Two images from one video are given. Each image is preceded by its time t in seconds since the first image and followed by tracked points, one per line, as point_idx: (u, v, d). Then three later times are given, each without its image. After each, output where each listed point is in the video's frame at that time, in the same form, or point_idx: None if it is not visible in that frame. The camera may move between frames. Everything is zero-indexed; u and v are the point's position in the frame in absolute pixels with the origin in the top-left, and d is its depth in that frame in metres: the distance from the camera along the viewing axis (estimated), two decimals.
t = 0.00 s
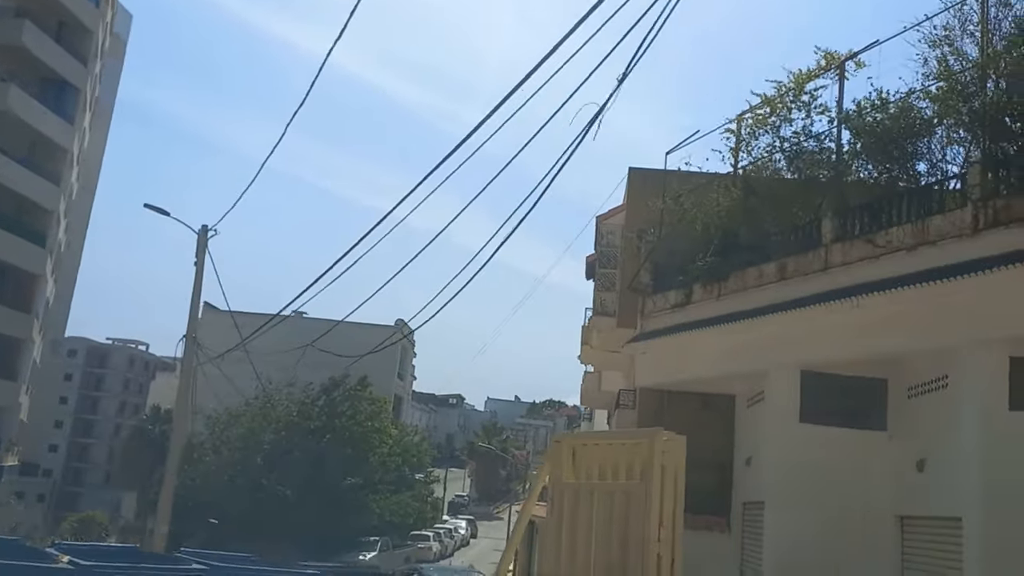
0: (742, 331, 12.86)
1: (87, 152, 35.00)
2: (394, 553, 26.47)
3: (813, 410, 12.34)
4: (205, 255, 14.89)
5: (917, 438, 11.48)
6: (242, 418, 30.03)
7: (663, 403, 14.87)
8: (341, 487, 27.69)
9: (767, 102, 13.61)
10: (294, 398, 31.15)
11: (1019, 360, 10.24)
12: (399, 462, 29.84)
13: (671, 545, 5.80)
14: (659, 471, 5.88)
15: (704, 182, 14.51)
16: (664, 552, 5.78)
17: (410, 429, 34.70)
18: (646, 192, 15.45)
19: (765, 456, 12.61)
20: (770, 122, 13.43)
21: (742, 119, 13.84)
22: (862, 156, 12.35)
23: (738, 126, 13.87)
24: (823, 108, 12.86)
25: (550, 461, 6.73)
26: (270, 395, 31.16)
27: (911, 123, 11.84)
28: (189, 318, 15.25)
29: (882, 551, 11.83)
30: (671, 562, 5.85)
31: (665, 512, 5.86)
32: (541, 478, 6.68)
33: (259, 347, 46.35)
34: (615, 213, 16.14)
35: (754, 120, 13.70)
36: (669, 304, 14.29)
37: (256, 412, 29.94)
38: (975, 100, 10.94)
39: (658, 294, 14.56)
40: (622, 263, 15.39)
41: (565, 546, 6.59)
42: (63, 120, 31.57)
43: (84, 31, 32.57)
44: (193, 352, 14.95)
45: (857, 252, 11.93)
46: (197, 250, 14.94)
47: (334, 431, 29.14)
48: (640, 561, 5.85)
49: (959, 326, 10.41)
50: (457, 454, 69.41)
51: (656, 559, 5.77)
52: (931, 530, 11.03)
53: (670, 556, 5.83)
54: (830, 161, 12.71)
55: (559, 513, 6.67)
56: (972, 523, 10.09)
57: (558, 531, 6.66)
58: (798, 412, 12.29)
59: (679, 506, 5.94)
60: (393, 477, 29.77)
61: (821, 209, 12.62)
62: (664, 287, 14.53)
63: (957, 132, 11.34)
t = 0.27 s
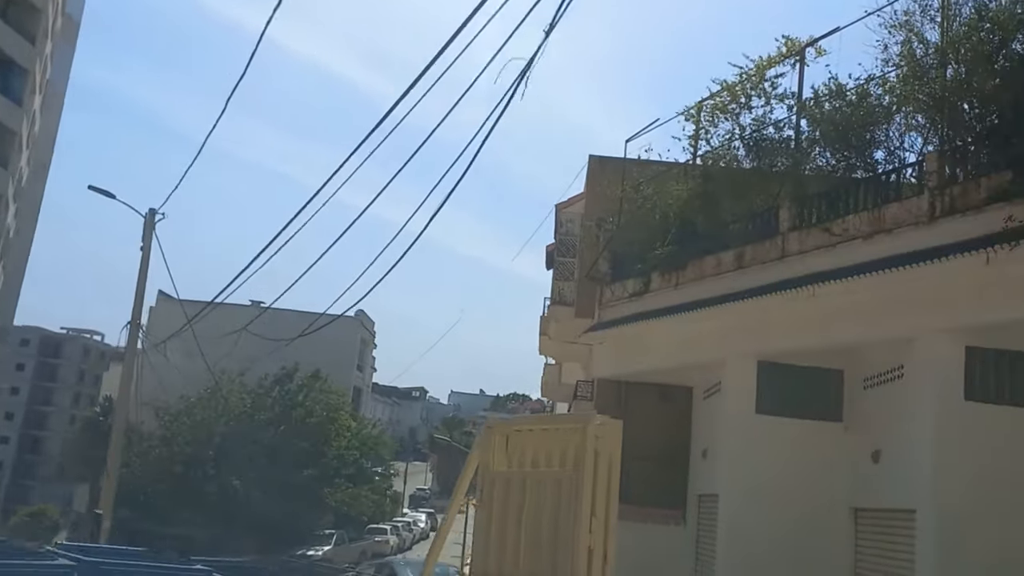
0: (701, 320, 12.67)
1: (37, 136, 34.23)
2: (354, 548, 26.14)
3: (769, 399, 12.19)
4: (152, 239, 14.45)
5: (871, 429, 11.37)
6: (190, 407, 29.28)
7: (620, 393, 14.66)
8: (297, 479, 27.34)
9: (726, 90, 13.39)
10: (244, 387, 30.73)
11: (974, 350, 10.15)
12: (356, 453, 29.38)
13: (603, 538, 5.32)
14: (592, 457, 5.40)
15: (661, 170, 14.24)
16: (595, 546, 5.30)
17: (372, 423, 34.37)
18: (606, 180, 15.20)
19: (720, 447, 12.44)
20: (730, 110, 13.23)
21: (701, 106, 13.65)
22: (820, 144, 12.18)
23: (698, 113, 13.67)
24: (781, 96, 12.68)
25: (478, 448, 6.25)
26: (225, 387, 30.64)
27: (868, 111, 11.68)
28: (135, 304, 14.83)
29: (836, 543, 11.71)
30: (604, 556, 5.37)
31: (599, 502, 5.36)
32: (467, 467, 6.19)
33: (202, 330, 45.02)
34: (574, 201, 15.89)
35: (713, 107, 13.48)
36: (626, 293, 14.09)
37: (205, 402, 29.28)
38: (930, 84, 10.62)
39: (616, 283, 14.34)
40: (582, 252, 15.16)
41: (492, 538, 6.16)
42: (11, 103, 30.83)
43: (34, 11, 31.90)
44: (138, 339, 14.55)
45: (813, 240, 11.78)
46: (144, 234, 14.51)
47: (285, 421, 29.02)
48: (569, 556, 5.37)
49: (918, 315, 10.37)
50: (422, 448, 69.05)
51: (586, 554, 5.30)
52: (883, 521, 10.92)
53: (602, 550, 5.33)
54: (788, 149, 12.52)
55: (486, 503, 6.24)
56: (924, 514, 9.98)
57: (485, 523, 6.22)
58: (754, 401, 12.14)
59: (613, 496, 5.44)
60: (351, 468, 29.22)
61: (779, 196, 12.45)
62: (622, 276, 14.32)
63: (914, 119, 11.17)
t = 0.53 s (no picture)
0: (655, 310, 12.46)
1: None
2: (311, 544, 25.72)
3: (722, 391, 12.02)
4: (92, 223, 13.98)
5: (824, 420, 11.21)
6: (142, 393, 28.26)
7: (575, 385, 14.37)
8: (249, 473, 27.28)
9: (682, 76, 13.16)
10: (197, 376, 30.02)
11: (926, 340, 10.00)
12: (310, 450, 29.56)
13: (524, 530, 5.26)
14: (512, 444, 5.35)
15: (616, 159, 13.98)
16: (517, 537, 5.25)
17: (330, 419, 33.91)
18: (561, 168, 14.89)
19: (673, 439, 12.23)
20: (687, 97, 13.05)
21: (658, 94, 13.41)
22: (776, 132, 12.07)
23: (654, 100, 13.46)
24: (738, 83, 12.52)
25: (404, 436, 6.14)
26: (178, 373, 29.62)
27: (825, 99, 11.52)
28: (73, 291, 14.30)
29: (788, 537, 11.55)
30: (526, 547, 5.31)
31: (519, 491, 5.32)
32: (390, 456, 6.07)
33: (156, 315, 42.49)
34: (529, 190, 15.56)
35: (670, 94, 13.25)
36: (581, 284, 13.87)
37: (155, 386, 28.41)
38: (886, 72, 10.46)
39: (571, 274, 14.10)
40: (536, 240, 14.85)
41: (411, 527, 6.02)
42: None
43: None
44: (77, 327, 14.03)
45: (767, 230, 11.59)
46: (82, 219, 13.99)
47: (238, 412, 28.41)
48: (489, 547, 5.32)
49: (870, 304, 10.22)
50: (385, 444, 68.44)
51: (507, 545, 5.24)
52: (835, 514, 10.76)
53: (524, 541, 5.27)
54: (745, 137, 12.43)
55: (406, 492, 6.09)
56: (874, 506, 9.83)
57: (407, 514, 6.05)
58: (707, 393, 11.98)
59: (537, 486, 5.37)
60: (304, 464, 29.46)
61: (733, 185, 12.29)
62: (577, 266, 14.08)
63: (869, 106, 11.00)
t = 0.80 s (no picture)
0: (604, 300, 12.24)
1: None
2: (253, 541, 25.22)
3: (670, 382, 11.85)
4: (24, 206, 13.41)
5: (771, 412, 11.07)
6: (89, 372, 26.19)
7: (525, 377, 14.31)
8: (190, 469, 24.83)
9: (635, 62, 13.04)
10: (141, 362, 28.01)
11: (872, 330, 9.87)
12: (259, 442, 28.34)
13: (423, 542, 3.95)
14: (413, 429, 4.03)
15: (571, 146, 13.85)
16: (415, 542, 3.96)
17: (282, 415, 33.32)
18: (511, 154, 14.55)
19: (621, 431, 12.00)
20: (638, 83, 12.93)
21: (610, 79, 13.22)
22: (727, 120, 11.94)
23: (606, 86, 13.31)
24: (689, 70, 12.35)
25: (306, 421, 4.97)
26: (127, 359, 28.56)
27: (776, 86, 11.34)
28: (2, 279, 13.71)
29: (734, 530, 11.38)
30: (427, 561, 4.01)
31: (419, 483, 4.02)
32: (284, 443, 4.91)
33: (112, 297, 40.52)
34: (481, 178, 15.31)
35: (622, 80, 13.12)
36: (531, 273, 13.58)
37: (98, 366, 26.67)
38: (836, 58, 10.27)
39: (520, 264, 13.85)
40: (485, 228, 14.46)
41: (300, 524, 4.86)
42: None
43: None
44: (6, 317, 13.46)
45: (717, 219, 11.41)
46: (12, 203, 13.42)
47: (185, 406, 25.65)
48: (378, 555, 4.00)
49: (816, 294, 10.07)
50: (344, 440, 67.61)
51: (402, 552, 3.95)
52: (781, 507, 10.61)
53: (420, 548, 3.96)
54: (695, 124, 12.31)
55: (300, 481, 4.94)
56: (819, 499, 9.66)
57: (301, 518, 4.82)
58: (655, 384, 11.80)
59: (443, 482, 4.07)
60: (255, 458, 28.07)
61: (684, 174, 12.13)
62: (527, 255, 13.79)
63: (819, 93, 10.83)
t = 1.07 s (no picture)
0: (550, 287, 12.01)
1: None
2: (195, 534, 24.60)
3: (615, 371, 11.66)
4: None
5: (717, 402, 10.93)
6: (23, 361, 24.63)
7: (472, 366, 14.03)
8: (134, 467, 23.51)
9: (587, 45, 12.86)
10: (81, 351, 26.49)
11: (817, 318, 9.72)
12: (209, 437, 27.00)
13: (310, 534, 3.51)
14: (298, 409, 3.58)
15: (517, 130, 13.61)
16: (297, 532, 3.52)
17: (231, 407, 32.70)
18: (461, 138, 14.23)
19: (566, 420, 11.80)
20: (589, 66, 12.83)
21: (560, 63, 13.29)
22: (675, 104, 11.72)
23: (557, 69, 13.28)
24: (640, 52, 12.14)
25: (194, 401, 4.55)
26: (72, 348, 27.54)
27: (727, 69, 11.23)
28: None
29: (679, 522, 11.22)
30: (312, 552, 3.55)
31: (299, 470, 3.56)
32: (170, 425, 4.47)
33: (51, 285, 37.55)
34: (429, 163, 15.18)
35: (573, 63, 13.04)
36: (478, 261, 13.40)
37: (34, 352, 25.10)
38: (784, 41, 10.14)
39: (468, 250, 13.67)
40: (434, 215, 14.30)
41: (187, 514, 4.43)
42: None
43: None
44: None
45: (665, 204, 11.21)
46: None
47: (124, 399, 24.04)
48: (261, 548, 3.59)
49: (761, 281, 9.91)
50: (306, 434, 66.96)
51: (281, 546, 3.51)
52: (725, 497, 10.47)
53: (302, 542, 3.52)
54: (644, 109, 12.11)
55: (189, 466, 4.51)
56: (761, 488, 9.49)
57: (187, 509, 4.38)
58: (601, 373, 11.59)
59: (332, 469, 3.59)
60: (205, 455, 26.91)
61: (633, 158, 11.93)
62: (474, 243, 13.62)
63: (769, 77, 10.66)
